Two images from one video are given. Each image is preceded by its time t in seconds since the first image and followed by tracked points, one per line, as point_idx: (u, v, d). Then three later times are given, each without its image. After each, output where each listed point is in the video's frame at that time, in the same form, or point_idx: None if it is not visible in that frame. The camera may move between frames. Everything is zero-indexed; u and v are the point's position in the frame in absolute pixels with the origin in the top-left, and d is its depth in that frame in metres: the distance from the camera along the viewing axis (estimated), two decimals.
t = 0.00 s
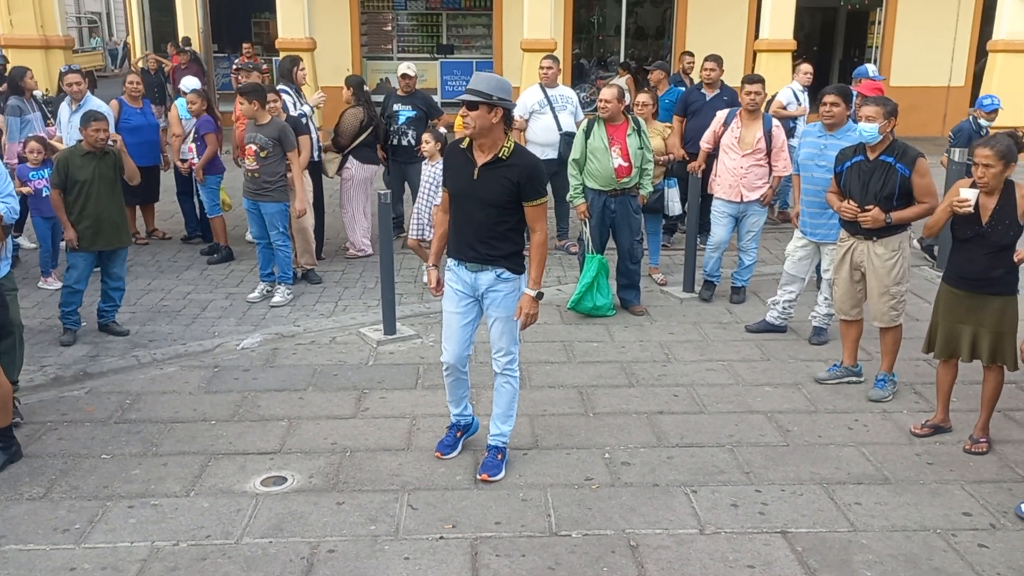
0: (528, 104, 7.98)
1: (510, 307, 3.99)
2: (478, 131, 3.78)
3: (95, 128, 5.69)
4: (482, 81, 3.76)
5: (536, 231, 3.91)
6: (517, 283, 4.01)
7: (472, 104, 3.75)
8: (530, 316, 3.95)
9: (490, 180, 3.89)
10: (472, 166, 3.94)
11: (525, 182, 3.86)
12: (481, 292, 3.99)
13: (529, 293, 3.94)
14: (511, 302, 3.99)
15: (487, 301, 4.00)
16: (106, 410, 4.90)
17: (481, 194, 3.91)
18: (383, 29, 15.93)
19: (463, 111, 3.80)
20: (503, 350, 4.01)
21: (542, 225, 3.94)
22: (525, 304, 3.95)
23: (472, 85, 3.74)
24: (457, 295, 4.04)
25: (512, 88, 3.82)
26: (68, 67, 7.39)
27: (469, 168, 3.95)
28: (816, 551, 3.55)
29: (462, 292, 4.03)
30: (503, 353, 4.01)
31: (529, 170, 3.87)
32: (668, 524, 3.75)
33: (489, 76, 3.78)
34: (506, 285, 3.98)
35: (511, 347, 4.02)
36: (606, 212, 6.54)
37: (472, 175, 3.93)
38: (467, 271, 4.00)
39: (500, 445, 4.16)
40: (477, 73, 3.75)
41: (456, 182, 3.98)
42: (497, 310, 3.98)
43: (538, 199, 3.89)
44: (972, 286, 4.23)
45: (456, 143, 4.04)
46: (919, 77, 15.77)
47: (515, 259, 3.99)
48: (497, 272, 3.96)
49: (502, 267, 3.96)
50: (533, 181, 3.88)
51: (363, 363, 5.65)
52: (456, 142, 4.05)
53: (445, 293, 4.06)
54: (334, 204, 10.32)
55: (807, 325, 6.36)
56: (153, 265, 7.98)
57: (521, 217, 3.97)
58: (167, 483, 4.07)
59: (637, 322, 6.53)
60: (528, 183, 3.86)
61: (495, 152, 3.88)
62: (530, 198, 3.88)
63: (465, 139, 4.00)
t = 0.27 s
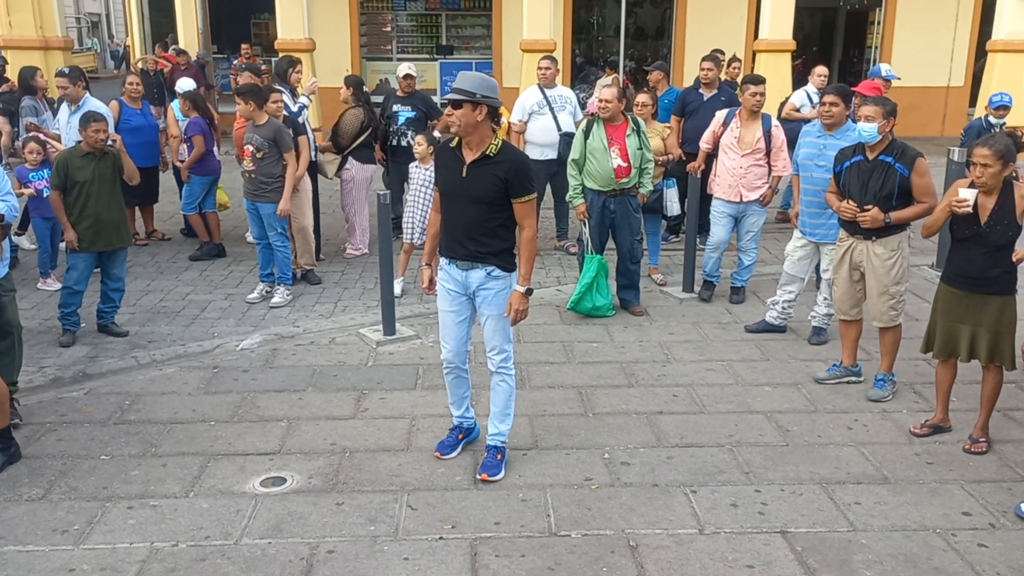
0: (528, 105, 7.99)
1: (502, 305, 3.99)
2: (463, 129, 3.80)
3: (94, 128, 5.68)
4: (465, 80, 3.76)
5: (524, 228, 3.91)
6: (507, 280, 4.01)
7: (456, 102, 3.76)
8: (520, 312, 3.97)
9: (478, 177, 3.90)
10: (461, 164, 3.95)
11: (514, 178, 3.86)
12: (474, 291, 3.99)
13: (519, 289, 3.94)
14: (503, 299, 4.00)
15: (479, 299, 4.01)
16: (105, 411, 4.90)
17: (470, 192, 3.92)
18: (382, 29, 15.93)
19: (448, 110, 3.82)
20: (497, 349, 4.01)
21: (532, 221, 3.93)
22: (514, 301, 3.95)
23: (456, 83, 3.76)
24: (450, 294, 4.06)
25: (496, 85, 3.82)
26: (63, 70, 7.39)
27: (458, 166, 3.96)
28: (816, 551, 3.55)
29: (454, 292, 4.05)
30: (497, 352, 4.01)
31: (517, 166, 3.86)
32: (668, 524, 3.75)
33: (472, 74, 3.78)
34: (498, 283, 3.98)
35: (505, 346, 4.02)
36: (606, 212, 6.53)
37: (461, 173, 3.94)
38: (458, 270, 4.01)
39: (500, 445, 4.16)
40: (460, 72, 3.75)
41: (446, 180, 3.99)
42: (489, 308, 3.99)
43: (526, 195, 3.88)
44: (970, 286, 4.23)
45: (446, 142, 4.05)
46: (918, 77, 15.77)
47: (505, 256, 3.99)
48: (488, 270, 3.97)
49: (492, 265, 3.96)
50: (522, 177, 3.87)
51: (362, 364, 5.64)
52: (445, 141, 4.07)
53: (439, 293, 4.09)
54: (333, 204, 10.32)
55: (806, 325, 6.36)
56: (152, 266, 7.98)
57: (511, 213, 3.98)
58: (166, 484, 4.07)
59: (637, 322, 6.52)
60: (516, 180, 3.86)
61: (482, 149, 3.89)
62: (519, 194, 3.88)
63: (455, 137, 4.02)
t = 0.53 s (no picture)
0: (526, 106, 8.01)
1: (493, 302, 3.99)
2: (448, 128, 3.81)
3: (89, 129, 5.66)
4: (450, 79, 3.78)
5: (510, 225, 3.90)
6: (496, 277, 4.00)
7: (440, 102, 3.78)
8: (502, 309, 3.90)
9: (465, 175, 3.90)
10: (450, 161, 3.96)
11: (500, 175, 3.86)
12: (466, 288, 4.00)
13: (500, 287, 3.89)
14: (489, 296, 3.97)
15: (470, 296, 4.01)
16: (102, 412, 4.89)
17: (458, 189, 3.92)
18: (381, 30, 15.92)
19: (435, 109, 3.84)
20: (489, 346, 4.01)
21: (518, 219, 3.92)
22: (495, 298, 3.90)
23: (442, 83, 3.77)
24: (444, 291, 4.07)
25: (483, 84, 3.82)
26: (59, 71, 7.41)
27: (447, 164, 3.97)
28: (814, 550, 3.54)
29: (447, 289, 4.06)
30: (490, 350, 4.01)
31: (503, 164, 3.85)
32: (666, 524, 3.74)
33: (457, 74, 3.79)
34: (486, 280, 3.97)
35: (497, 343, 4.02)
36: (604, 212, 6.53)
37: (449, 171, 3.95)
38: (449, 267, 4.02)
39: (497, 445, 4.16)
40: (446, 71, 3.77)
41: (435, 178, 4.01)
42: (480, 305, 3.99)
43: (513, 192, 3.87)
44: (967, 285, 4.23)
45: (436, 140, 4.07)
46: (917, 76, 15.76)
47: (494, 254, 3.98)
48: (478, 267, 3.97)
49: (482, 263, 3.96)
50: (508, 174, 3.86)
51: (360, 364, 5.63)
52: (436, 140, 4.08)
53: (433, 291, 4.10)
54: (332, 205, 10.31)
55: (804, 325, 6.35)
56: (150, 267, 7.97)
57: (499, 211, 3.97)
58: (164, 485, 4.06)
59: (635, 322, 6.52)
60: (502, 177, 3.85)
61: (469, 147, 3.89)
62: (506, 191, 3.87)
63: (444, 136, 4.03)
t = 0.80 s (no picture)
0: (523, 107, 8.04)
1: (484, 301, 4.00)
2: (435, 129, 3.82)
3: (85, 130, 5.66)
4: (437, 80, 3.78)
5: (498, 224, 3.90)
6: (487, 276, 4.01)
7: (428, 103, 3.79)
8: (488, 308, 3.91)
9: (453, 175, 3.90)
10: (439, 162, 3.97)
11: (487, 175, 3.86)
12: (458, 287, 4.00)
13: (487, 286, 3.90)
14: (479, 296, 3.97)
15: (462, 295, 4.01)
16: (98, 414, 4.89)
17: (446, 189, 3.92)
18: (378, 31, 15.93)
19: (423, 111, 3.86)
20: (481, 346, 4.02)
21: (506, 218, 3.91)
22: (482, 297, 3.90)
23: (429, 84, 3.78)
24: (436, 290, 4.08)
25: (469, 85, 3.82)
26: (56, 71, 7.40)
27: (435, 165, 3.97)
28: (809, 551, 3.55)
29: (439, 289, 4.07)
30: (482, 349, 4.02)
31: (490, 163, 3.86)
32: (662, 525, 3.74)
33: (444, 76, 3.79)
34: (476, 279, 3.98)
35: (489, 342, 4.02)
36: (602, 213, 6.53)
37: (438, 171, 3.96)
38: (440, 266, 4.03)
39: (493, 445, 4.16)
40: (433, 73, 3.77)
41: (424, 178, 4.02)
42: (471, 304, 4.00)
43: (500, 192, 3.87)
44: (961, 286, 4.23)
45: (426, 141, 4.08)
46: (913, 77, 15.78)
47: (483, 253, 4.00)
48: (469, 266, 3.98)
49: (472, 262, 3.97)
50: (495, 173, 3.86)
51: (357, 366, 5.64)
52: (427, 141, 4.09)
53: (427, 290, 4.12)
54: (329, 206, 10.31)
55: (801, 325, 6.36)
56: (147, 268, 7.97)
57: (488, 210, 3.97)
58: (160, 487, 4.07)
59: (632, 323, 6.52)
60: (489, 177, 3.85)
61: (457, 148, 3.90)
62: (494, 191, 3.87)
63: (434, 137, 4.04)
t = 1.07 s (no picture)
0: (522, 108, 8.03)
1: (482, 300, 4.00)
2: (431, 130, 3.83)
3: (82, 132, 5.66)
4: (432, 81, 3.78)
5: (495, 223, 3.90)
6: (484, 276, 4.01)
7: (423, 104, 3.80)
8: (486, 307, 3.93)
9: (449, 174, 3.90)
10: (437, 162, 3.97)
11: (484, 175, 3.85)
12: (455, 286, 4.01)
13: (485, 284, 3.91)
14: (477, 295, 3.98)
15: (459, 295, 4.02)
16: (97, 416, 4.89)
17: (443, 188, 3.92)
18: (377, 32, 15.94)
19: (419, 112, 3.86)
20: (479, 346, 4.02)
21: (503, 216, 3.92)
22: (480, 296, 3.91)
23: (425, 85, 3.79)
24: (434, 290, 4.08)
25: (465, 85, 3.83)
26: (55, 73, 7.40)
27: (433, 165, 3.98)
28: (808, 551, 3.55)
29: (437, 289, 4.07)
30: (480, 349, 4.02)
31: (486, 162, 3.85)
32: (661, 526, 3.75)
33: (438, 77, 3.79)
34: (474, 279, 3.99)
35: (487, 342, 4.03)
36: (600, 213, 6.54)
37: (435, 171, 3.96)
38: (438, 266, 4.03)
39: (492, 447, 4.16)
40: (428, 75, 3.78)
41: (422, 178, 4.02)
42: (469, 304, 4.00)
43: (497, 191, 3.87)
44: (959, 286, 4.24)
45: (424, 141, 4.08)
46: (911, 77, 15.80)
47: (481, 253, 4.00)
48: (466, 266, 3.98)
49: (470, 262, 3.98)
50: (491, 173, 3.86)
51: (356, 367, 5.64)
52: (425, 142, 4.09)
53: (424, 291, 4.12)
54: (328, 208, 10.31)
55: (800, 326, 6.37)
56: (146, 270, 7.96)
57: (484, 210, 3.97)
58: (159, 488, 4.07)
59: (631, 324, 6.53)
60: (486, 176, 3.85)
61: (454, 147, 3.90)
62: (491, 190, 3.86)
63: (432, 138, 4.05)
